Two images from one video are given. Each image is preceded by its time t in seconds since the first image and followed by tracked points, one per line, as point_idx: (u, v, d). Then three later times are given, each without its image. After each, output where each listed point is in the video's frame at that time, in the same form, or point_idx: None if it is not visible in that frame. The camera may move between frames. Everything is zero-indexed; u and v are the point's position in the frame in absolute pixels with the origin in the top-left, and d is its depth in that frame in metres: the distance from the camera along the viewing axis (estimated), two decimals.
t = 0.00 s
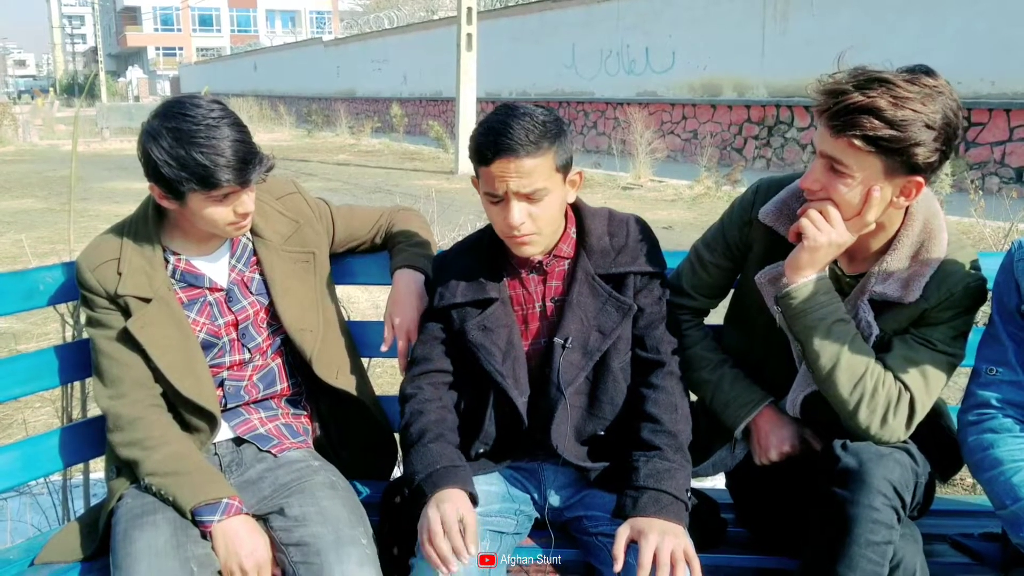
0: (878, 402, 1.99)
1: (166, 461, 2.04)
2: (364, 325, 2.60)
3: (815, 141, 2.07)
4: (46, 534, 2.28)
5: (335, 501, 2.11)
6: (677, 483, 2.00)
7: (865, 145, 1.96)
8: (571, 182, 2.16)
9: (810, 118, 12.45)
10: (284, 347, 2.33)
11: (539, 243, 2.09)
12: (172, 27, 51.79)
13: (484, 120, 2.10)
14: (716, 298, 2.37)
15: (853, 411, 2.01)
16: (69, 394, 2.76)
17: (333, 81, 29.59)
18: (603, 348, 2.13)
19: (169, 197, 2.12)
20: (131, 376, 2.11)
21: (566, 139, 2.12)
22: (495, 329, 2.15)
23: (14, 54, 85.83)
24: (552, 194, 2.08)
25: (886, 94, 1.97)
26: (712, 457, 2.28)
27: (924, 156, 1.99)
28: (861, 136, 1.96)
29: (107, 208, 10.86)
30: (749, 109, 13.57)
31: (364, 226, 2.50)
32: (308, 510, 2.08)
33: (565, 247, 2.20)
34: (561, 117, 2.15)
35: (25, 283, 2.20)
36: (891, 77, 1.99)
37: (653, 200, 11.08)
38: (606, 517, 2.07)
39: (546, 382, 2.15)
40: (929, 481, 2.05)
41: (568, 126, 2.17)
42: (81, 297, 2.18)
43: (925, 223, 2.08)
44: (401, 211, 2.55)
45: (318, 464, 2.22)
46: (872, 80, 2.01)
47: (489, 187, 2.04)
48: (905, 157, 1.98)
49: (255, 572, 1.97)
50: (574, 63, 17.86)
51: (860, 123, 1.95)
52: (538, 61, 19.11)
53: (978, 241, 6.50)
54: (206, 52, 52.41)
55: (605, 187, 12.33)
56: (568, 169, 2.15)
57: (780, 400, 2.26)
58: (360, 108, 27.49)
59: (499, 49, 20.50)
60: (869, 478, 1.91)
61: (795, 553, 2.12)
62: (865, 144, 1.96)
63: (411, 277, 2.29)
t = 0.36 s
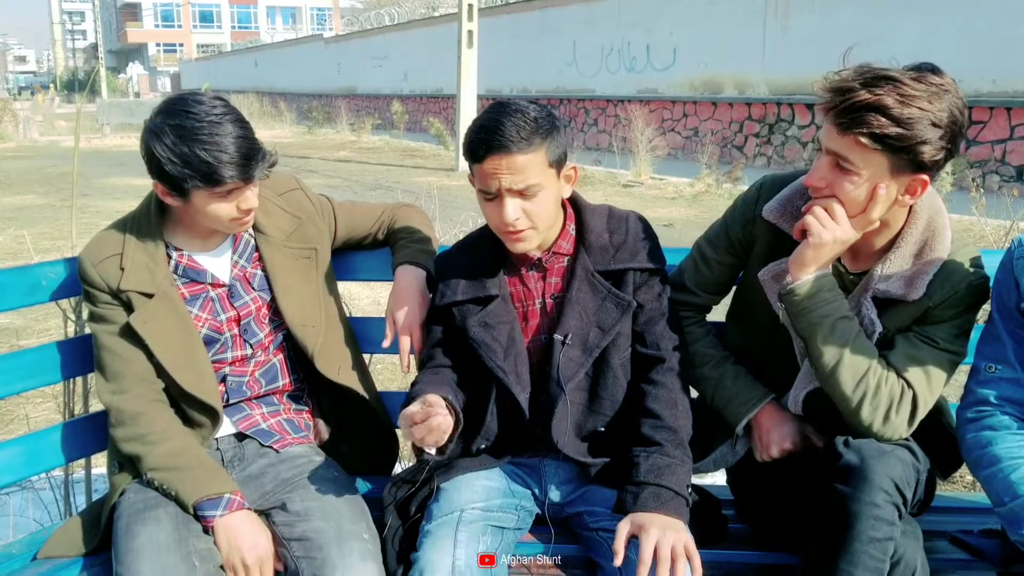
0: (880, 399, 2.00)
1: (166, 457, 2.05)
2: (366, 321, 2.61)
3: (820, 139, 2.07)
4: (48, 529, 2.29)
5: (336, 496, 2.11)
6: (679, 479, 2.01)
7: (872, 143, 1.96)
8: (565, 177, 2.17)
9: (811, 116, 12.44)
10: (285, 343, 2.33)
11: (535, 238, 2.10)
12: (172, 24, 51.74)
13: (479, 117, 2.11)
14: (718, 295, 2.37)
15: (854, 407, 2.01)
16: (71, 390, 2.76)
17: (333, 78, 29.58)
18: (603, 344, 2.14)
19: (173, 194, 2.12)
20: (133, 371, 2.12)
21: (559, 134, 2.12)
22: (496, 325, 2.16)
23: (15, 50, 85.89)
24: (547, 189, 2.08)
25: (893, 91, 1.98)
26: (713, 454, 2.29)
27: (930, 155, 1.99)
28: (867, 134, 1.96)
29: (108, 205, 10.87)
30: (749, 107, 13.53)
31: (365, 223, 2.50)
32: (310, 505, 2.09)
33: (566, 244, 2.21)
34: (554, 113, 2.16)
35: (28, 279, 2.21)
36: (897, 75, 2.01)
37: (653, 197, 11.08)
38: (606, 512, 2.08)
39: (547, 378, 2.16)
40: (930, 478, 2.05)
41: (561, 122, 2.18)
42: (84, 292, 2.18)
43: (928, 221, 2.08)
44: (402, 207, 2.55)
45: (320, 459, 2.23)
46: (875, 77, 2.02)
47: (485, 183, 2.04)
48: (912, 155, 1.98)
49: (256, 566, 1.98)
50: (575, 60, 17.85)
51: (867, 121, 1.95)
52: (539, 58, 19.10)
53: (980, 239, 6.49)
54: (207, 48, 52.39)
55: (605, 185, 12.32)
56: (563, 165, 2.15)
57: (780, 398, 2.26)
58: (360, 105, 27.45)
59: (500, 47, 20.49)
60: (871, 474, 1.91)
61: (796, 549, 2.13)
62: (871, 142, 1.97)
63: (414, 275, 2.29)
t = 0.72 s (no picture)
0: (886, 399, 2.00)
1: (169, 454, 2.05)
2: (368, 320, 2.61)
3: (817, 140, 2.08)
4: (50, 526, 2.29)
5: (339, 494, 2.12)
6: (683, 479, 2.02)
7: (868, 143, 1.97)
8: (566, 175, 2.17)
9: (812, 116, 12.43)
10: (288, 341, 2.34)
11: (536, 237, 2.10)
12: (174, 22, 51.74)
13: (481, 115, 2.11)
14: (718, 298, 2.38)
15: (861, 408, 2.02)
16: (72, 387, 2.77)
17: (334, 76, 29.60)
18: (604, 343, 2.14)
19: (175, 193, 2.13)
20: (136, 368, 2.12)
21: (560, 133, 2.12)
22: (498, 324, 2.16)
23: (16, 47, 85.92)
24: (547, 187, 2.08)
25: (890, 92, 1.98)
26: (715, 455, 2.29)
27: (926, 156, 2.00)
28: (864, 135, 1.96)
29: (109, 202, 10.88)
30: (750, 108, 13.52)
31: (367, 221, 2.50)
32: (312, 502, 2.10)
33: (568, 243, 2.21)
34: (555, 111, 2.16)
35: (31, 275, 2.21)
36: (895, 76, 2.01)
37: (654, 197, 11.08)
38: (610, 511, 2.09)
39: (548, 377, 2.17)
40: (931, 479, 2.06)
41: (562, 121, 2.18)
42: (86, 289, 2.19)
43: (928, 223, 2.08)
44: (405, 206, 2.55)
45: (323, 457, 2.24)
46: (873, 79, 2.02)
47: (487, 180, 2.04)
48: (909, 156, 1.99)
49: (259, 564, 1.99)
50: (576, 60, 17.85)
51: (863, 121, 1.96)
52: (540, 58, 19.10)
53: (981, 241, 6.49)
54: (208, 46, 52.39)
55: (606, 185, 12.32)
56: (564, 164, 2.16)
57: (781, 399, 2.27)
58: (360, 104, 27.46)
59: (501, 46, 20.50)
60: (874, 477, 1.92)
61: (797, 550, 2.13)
62: (868, 142, 1.97)
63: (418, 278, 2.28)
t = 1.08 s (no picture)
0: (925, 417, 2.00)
1: (172, 450, 2.05)
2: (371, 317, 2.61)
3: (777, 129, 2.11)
4: (53, 521, 2.29)
5: (341, 490, 2.12)
6: (685, 477, 2.02)
7: (822, 121, 1.99)
8: (573, 172, 2.17)
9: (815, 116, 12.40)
10: (291, 337, 2.33)
11: (543, 234, 2.09)
12: (176, 18, 51.70)
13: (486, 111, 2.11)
14: (712, 302, 2.38)
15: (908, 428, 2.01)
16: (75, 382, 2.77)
17: (336, 73, 29.61)
18: (607, 342, 2.14)
19: (180, 189, 2.12)
20: (138, 364, 2.12)
21: (565, 129, 2.12)
22: (501, 322, 2.16)
23: (18, 43, 86.02)
24: (554, 184, 2.08)
25: (835, 70, 2.01)
26: (718, 454, 2.30)
27: (881, 126, 2.01)
28: (816, 113, 1.99)
29: (111, 197, 10.88)
30: (753, 106, 13.50)
31: (372, 218, 2.49)
32: (315, 499, 2.10)
33: (572, 241, 2.21)
34: (560, 109, 2.16)
35: (35, 269, 2.21)
36: (839, 56, 2.03)
37: (656, 196, 11.08)
38: (612, 510, 2.09)
39: (552, 375, 2.17)
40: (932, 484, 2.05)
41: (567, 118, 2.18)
42: (90, 284, 2.19)
43: (905, 209, 2.10)
44: (409, 203, 2.54)
45: (326, 454, 2.24)
46: (817, 60, 2.04)
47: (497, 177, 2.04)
48: (863, 127, 2.00)
49: (261, 559, 1.99)
50: (578, 58, 17.84)
51: (813, 101, 1.99)
52: (542, 56, 19.10)
53: (982, 241, 6.50)
54: (209, 42, 52.38)
55: (608, 183, 12.32)
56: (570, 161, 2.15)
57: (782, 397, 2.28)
58: (362, 101, 27.47)
59: (503, 43, 20.49)
60: (877, 472, 1.92)
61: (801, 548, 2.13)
62: (821, 120, 1.99)
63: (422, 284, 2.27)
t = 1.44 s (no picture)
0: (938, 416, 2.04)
1: (173, 448, 2.05)
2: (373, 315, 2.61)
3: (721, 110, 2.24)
4: (55, 518, 2.29)
5: (343, 489, 2.12)
6: (687, 478, 2.01)
7: (760, 91, 2.12)
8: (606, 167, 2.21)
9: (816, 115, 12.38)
10: (293, 336, 2.33)
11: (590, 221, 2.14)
12: (177, 15, 51.63)
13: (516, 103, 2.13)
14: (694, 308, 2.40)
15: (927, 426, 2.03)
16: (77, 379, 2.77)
17: (337, 71, 29.58)
18: (608, 342, 2.13)
19: (181, 188, 2.12)
20: (140, 362, 2.12)
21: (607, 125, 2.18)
22: (503, 321, 2.15)
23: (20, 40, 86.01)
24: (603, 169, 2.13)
25: (765, 46, 2.15)
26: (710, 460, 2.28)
27: (813, 89, 2.14)
28: (752, 84, 2.12)
29: (113, 195, 10.88)
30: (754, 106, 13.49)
31: (374, 216, 2.49)
32: (316, 498, 2.09)
33: (574, 239, 2.21)
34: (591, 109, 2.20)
35: (38, 267, 2.21)
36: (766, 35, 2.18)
37: (657, 195, 11.08)
38: (614, 510, 2.09)
39: (554, 374, 2.16)
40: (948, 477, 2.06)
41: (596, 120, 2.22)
42: (92, 282, 2.19)
43: (860, 174, 2.19)
44: (411, 200, 2.53)
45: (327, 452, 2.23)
46: (744, 43, 2.19)
47: (558, 159, 2.05)
48: (797, 92, 2.13)
49: (263, 558, 1.99)
50: (580, 56, 17.83)
51: (748, 72, 2.12)
52: (544, 54, 19.09)
53: (985, 242, 6.49)
54: (210, 39, 52.32)
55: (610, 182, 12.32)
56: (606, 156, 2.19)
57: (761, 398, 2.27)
58: (364, 98, 27.44)
59: (505, 41, 20.47)
60: (908, 465, 1.91)
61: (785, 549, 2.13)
62: (759, 90, 2.13)
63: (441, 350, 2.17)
